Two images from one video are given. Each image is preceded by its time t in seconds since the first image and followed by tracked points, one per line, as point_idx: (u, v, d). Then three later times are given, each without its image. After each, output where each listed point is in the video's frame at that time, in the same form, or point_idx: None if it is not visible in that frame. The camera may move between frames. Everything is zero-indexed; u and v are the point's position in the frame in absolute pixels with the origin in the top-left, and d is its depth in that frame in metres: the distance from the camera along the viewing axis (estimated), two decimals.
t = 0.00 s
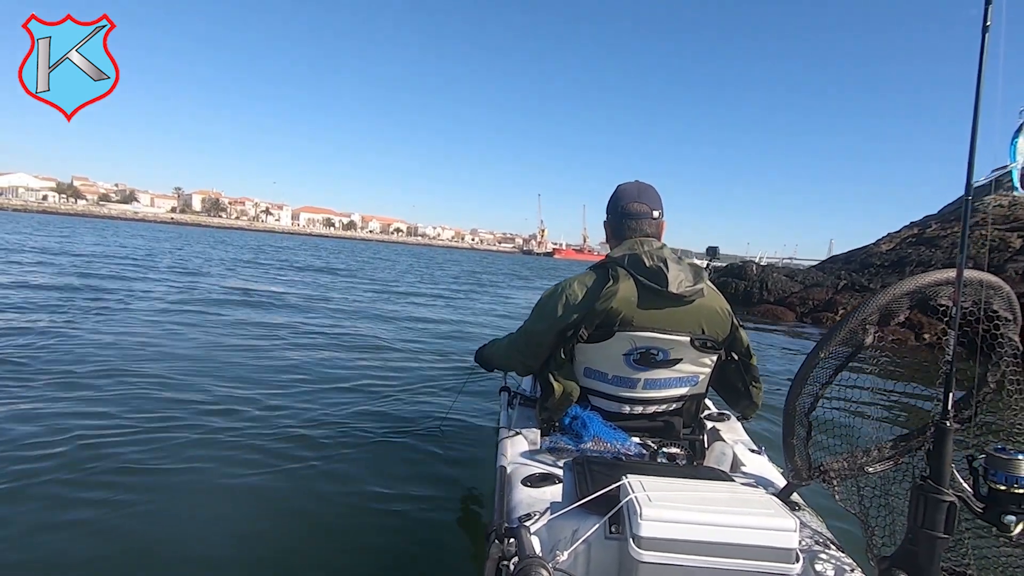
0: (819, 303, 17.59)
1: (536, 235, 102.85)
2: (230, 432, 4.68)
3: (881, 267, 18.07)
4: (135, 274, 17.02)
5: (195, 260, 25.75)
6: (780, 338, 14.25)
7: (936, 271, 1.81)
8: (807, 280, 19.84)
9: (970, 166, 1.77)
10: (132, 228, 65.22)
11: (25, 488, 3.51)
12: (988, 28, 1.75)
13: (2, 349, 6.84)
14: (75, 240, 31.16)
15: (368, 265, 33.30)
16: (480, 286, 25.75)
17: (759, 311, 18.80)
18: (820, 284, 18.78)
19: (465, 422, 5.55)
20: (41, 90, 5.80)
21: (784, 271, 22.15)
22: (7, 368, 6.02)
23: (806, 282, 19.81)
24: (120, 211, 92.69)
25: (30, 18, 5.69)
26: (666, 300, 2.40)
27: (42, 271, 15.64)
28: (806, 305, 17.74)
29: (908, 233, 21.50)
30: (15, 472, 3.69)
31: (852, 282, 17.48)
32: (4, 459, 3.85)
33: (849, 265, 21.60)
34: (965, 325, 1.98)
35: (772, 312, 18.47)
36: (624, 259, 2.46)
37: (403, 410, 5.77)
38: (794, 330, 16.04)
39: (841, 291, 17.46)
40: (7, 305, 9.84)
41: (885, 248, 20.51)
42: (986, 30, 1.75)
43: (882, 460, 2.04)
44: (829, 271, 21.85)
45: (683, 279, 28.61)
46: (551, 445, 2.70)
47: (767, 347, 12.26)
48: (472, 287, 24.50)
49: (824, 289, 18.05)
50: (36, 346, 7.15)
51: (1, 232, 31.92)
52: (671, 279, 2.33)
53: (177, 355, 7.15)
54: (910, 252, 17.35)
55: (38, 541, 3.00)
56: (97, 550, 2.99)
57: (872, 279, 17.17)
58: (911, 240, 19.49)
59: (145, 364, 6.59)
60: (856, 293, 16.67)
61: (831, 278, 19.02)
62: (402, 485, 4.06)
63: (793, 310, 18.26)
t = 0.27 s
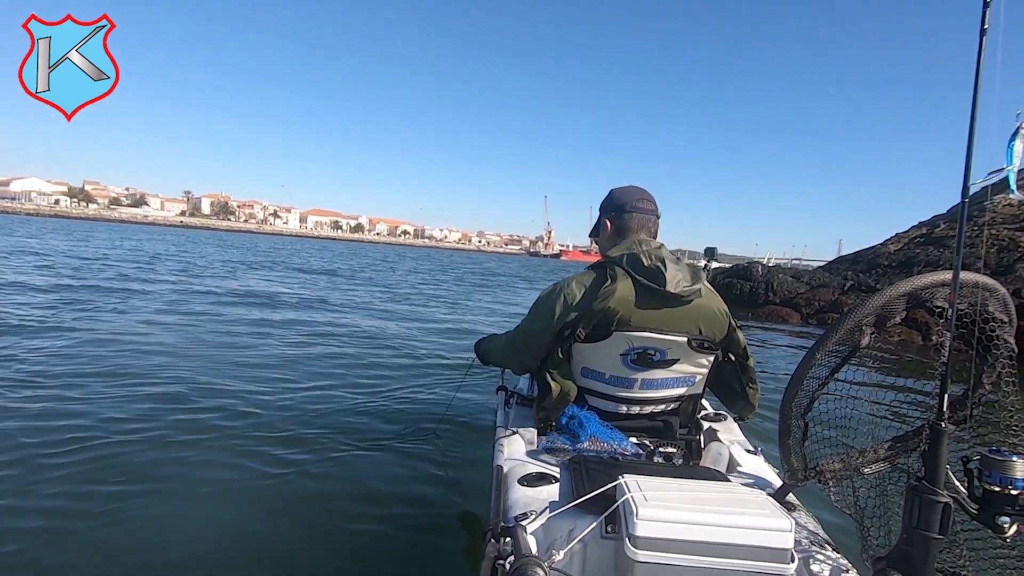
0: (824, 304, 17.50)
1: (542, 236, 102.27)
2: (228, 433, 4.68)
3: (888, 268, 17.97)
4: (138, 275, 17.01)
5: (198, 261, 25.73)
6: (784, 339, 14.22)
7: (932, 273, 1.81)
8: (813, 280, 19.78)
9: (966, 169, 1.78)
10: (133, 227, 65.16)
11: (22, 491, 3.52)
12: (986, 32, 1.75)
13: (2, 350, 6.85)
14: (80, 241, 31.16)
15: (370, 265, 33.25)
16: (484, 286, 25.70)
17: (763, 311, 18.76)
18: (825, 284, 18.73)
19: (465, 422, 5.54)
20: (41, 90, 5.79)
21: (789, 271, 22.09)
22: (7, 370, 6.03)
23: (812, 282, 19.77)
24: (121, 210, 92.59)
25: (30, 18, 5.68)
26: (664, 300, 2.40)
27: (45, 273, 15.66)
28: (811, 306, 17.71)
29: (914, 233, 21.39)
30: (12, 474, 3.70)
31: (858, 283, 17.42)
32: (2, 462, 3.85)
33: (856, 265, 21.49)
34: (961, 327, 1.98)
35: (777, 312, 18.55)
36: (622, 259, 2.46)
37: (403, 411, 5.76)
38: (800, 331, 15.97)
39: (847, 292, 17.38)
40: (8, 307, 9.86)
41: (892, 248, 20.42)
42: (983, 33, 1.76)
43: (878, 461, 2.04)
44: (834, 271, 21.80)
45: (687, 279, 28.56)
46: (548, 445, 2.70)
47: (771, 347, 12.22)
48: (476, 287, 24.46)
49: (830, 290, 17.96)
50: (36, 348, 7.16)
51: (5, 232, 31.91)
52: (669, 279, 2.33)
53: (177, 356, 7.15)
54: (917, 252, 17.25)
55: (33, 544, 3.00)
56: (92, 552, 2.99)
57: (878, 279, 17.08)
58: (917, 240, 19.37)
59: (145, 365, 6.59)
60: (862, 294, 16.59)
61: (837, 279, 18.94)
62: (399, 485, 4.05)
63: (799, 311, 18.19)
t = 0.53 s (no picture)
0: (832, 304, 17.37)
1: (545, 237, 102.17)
2: (229, 436, 4.69)
3: (896, 267, 17.82)
4: (142, 279, 17.04)
5: (202, 264, 25.75)
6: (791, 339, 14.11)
7: (929, 272, 1.81)
8: (821, 280, 19.65)
9: (961, 167, 1.77)
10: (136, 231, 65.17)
11: (19, 496, 3.52)
12: (980, 30, 1.75)
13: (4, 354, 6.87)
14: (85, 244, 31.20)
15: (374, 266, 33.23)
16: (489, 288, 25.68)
17: (770, 311, 18.66)
18: (833, 283, 18.57)
19: (466, 424, 5.53)
20: (41, 91, 5.80)
21: (795, 271, 21.94)
22: (9, 373, 6.04)
23: (819, 282, 19.64)
24: (123, 213, 92.68)
25: (29, 19, 5.70)
26: (662, 299, 2.40)
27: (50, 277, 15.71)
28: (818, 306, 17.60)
29: (923, 232, 21.21)
30: (9, 480, 3.70)
31: (867, 282, 17.28)
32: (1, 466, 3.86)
33: (865, 263, 21.32)
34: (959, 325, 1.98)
35: (783, 312, 18.50)
36: (620, 258, 2.47)
37: (404, 414, 5.75)
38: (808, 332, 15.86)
39: (856, 291, 17.23)
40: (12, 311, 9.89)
41: (901, 247, 20.25)
42: (977, 31, 1.76)
43: (877, 461, 2.04)
44: (840, 271, 21.65)
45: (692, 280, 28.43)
46: (547, 446, 2.70)
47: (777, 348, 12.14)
48: (481, 289, 24.40)
49: (838, 289, 17.83)
50: (38, 352, 7.17)
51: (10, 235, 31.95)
52: (667, 278, 2.33)
53: (178, 359, 7.16)
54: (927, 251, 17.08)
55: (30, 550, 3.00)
56: (90, 558, 2.98)
57: (887, 278, 16.93)
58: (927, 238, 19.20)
59: (146, 368, 6.59)
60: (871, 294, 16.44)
61: (845, 278, 18.81)
62: (399, 488, 4.06)
63: (806, 311, 18.07)
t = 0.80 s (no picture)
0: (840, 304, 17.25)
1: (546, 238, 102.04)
2: (234, 436, 4.69)
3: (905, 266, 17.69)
4: (146, 280, 17.04)
5: (206, 266, 25.75)
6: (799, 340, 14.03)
7: (935, 266, 1.81)
8: (828, 280, 19.54)
9: (966, 162, 1.77)
10: (138, 235, 65.28)
11: (21, 496, 3.52)
12: (983, 24, 1.75)
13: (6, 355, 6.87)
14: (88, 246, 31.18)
15: (377, 268, 33.17)
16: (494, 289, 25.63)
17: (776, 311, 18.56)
18: (840, 284, 18.45)
19: (471, 425, 5.51)
20: (41, 90, 5.80)
21: (802, 272, 21.83)
22: (11, 375, 6.05)
23: (827, 283, 19.52)
24: (126, 218, 92.84)
25: (29, 19, 5.69)
26: (666, 298, 2.40)
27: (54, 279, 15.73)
28: (826, 306, 17.50)
29: (930, 230, 21.05)
30: (11, 479, 3.69)
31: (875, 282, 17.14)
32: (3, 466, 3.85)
33: (872, 262, 21.18)
34: (965, 319, 1.98)
35: (789, 313, 18.52)
36: (624, 257, 2.47)
37: (408, 415, 5.73)
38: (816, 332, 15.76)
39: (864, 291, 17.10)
40: (14, 313, 9.90)
41: (909, 246, 20.10)
42: (979, 25, 1.76)
43: (884, 456, 2.04)
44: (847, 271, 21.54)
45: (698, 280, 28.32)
46: (553, 446, 2.70)
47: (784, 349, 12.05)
48: (486, 291, 24.31)
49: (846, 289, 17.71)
50: (41, 354, 7.18)
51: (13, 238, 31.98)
52: (671, 277, 2.33)
53: (181, 360, 7.16)
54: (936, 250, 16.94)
55: (28, 552, 2.98)
56: (87, 561, 2.95)
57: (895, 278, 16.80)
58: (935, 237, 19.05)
59: (148, 369, 6.59)
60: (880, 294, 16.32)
61: (852, 278, 18.70)
62: (404, 488, 4.05)
63: (813, 311, 17.96)
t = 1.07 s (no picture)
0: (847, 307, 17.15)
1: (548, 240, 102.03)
2: (236, 436, 4.70)
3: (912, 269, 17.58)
4: (151, 280, 17.09)
5: (211, 267, 25.79)
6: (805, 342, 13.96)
7: (937, 264, 1.80)
8: (836, 283, 19.46)
9: (967, 160, 1.77)
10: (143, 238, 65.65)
11: (24, 494, 3.52)
12: (983, 22, 1.75)
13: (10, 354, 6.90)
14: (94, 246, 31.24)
15: (381, 270, 33.18)
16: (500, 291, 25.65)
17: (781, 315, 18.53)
18: (847, 286, 18.35)
19: (473, 427, 5.50)
20: (41, 91, 5.81)
21: (809, 274, 21.71)
22: (16, 373, 6.08)
23: (834, 285, 19.42)
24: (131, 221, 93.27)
25: (28, 20, 5.69)
26: (668, 299, 2.39)
27: (59, 279, 15.79)
28: (832, 309, 17.40)
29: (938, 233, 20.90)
30: (13, 477, 3.70)
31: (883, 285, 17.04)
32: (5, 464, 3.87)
33: (879, 264, 21.06)
34: (968, 317, 1.97)
35: (794, 317, 18.64)
36: (625, 258, 2.46)
37: (410, 416, 5.73)
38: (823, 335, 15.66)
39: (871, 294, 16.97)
40: (18, 312, 9.94)
41: (916, 248, 19.97)
42: (979, 23, 1.75)
43: (888, 456, 2.03)
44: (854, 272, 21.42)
45: (703, 282, 28.23)
46: (555, 447, 2.70)
47: (790, 352, 11.99)
48: (491, 293, 24.28)
49: (852, 291, 17.61)
50: (46, 352, 7.22)
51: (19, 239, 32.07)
52: (672, 277, 2.32)
53: (183, 360, 7.17)
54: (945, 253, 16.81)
55: (30, 549, 2.98)
56: (87, 559, 2.95)
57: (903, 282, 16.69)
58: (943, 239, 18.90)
59: (151, 368, 6.61)
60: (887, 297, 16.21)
61: (860, 280, 18.61)
62: (406, 490, 4.04)
63: (819, 314, 17.88)
